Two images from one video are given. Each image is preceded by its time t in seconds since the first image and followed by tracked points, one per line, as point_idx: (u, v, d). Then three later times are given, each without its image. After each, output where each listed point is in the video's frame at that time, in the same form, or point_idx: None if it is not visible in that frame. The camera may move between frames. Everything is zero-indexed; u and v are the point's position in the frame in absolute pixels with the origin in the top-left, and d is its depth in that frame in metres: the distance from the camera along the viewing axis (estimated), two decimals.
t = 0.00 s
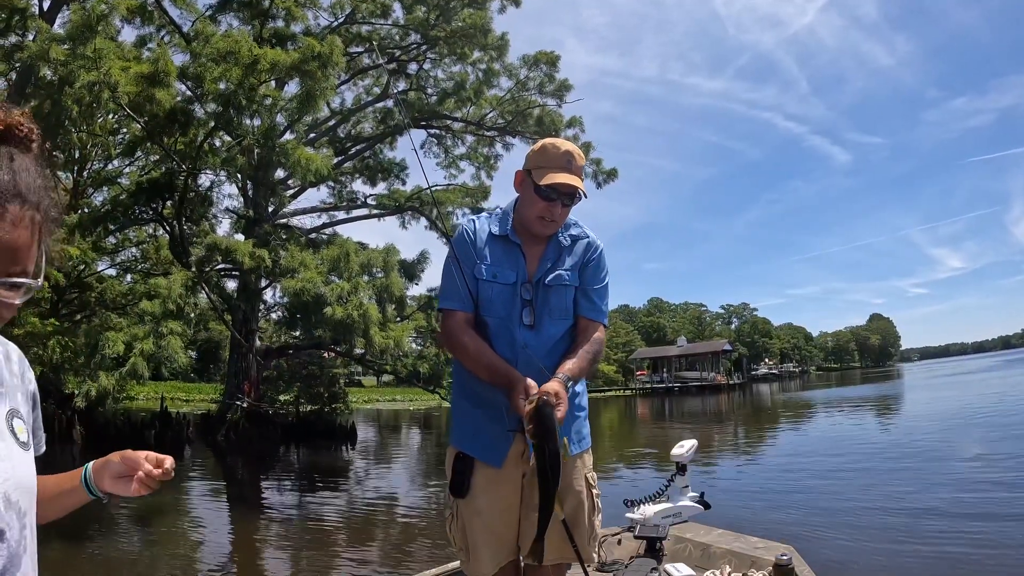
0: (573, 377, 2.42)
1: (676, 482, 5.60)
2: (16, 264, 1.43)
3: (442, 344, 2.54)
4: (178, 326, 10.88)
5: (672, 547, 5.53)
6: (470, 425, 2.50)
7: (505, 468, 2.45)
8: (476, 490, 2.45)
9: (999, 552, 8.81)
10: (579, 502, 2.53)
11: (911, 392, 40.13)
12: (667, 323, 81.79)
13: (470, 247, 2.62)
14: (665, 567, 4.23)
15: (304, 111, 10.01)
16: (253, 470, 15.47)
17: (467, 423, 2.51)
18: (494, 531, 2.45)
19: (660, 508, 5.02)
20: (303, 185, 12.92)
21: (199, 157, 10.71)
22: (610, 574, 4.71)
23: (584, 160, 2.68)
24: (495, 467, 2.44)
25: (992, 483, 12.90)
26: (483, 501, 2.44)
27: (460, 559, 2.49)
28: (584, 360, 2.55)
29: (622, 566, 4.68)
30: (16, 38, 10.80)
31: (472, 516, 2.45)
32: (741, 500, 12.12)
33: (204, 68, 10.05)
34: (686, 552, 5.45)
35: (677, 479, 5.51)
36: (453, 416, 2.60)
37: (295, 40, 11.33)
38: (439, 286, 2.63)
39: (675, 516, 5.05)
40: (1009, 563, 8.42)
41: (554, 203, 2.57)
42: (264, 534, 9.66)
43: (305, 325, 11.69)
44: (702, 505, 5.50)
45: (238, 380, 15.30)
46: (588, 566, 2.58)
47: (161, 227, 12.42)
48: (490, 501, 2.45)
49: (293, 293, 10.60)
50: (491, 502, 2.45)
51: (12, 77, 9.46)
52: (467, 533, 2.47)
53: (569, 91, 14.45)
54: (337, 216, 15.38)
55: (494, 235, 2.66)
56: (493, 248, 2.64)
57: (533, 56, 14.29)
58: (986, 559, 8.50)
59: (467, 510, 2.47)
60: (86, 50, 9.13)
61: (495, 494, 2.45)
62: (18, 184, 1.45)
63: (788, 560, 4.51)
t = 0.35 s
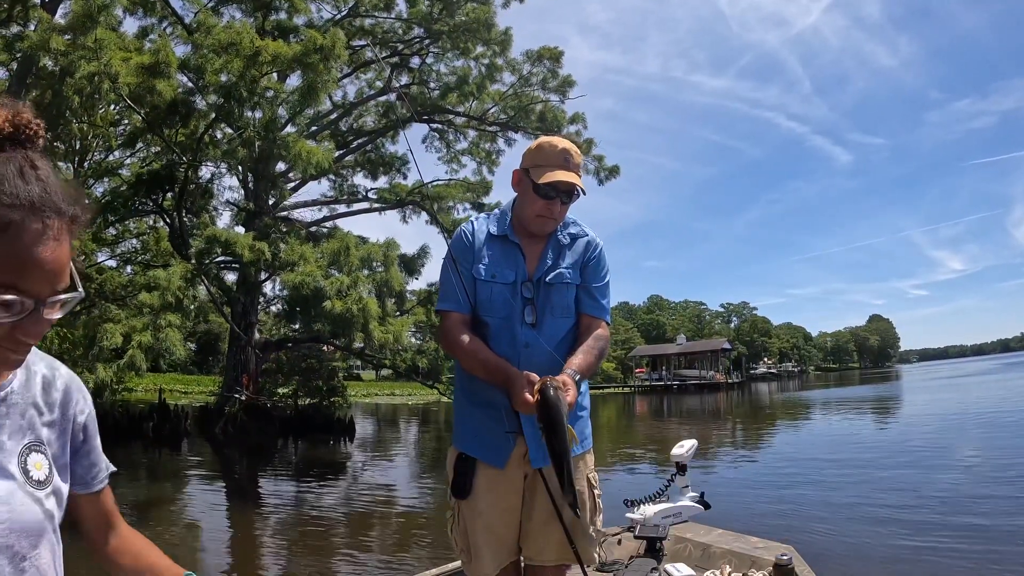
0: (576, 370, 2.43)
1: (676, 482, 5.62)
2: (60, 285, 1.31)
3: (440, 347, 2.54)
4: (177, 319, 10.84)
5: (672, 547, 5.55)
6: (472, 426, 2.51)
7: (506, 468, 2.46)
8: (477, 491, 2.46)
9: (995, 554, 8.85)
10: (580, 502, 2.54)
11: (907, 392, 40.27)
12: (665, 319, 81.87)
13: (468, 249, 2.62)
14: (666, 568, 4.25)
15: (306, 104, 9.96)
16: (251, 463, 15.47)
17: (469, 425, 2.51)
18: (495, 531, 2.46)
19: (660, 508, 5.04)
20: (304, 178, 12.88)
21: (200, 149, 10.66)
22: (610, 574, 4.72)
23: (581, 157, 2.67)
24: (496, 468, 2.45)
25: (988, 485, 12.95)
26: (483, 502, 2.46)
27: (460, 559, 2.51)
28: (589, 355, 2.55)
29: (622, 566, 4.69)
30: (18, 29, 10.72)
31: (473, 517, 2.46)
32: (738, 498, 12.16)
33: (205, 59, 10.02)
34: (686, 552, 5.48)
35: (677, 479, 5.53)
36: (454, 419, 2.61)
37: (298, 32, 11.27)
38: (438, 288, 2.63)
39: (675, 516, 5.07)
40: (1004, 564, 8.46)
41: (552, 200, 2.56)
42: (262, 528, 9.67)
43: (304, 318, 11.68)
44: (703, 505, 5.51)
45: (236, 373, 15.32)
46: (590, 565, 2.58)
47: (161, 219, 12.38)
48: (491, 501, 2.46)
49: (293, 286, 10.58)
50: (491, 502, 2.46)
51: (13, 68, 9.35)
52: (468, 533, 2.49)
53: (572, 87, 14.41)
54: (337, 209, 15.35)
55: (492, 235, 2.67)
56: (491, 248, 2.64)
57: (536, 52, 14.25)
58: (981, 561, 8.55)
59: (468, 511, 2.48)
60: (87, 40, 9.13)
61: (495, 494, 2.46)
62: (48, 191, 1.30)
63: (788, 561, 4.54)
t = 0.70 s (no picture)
0: (566, 355, 2.47)
1: (675, 482, 5.61)
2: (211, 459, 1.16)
3: (429, 347, 2.54)
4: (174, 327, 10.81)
5: (672, 547, 5.54)
6: (464, 426, 2.50)
7: (500, 470, 2.45)
8: (471, 492, 2.45)
9: (996, 551, 8.85)
10: (575, 502, 2.53)
11: (907, 391, 40.28)
12: (664, 322, 81.89)
13: (454, 253, 2.63)
14: (666, 568, 4.23)
15: (299, 109, 10.05)
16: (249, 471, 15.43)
17: (461, 425, 2.50)
18: (490, 532, 2.46)
19: (659, 508, 5.03)
20: (299, 184, 12.89)
21: (194, 156, 10.67)
22: (610, 575, 4.71)
23: (564, 160, 2.69)
24: (490, 468, 2.45)
25: (988, 482, 12.95)
26: (479, 504, 2.45)
27: (455, 562, 2.49)
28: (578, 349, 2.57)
29: (622, 566, 4.67)
30: (12, 38, 10.73)
31: (468, 520, 2.45)
32: (738, 499, 12.14)
33: (199, 66, 10.03)
34: (686, 552, 5.46)
35: (676, 480, 5.53)
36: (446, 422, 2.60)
37: (290, 37, 11.30)
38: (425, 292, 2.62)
39: (674, 516, 5.07)
40: (1005, 561, 8.45)
41: (538, 205, 2.57)
42: (261, 535, 9.63)
43: (301, 325, 11.66)
44: (702, 505, 5.50)
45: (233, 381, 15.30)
46: (586, 565, 2.58)
47: (156, 227, 12.37)
48: (486, 503, 2.45)
49: (288, 292, 10.55)
50: (486, 504, 2.45)
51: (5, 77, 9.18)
52: (463, 536, 2.48)
53: (566, 89, 14.46)
54: (333, 215, 15.35)
55: (478, 240, 2.67)
56: (477, 252, 2.65)
57: (530, 55, 14.29)
58: (982, 558, 8.54)
59: (462, 512, 2.47)
60: (79, 49, 9.15)
61: (490, 496, 2.45)
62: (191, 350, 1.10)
63: (788, 560, 4.53)
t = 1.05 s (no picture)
0: (557, 351, 2.44)
1: (675, 483, 5.60)
2: None
3: (424, 345, 2.48)
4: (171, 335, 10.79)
5: (672, 547, 5.52)
6: (460, 425, 2.49)
7: (497, 468, 2.44)
8: (468, 492, 2.44)
9: (995, 548, 8.83)
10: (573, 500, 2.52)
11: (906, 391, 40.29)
12: (662, 325, 81.88)
13: (449, 255, 2.61)
14: (666, 568, 4.22)
15: (293, 115, 10.02)
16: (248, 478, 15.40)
17: (455, 425, 2.50)
18: (489, 530, 2.44)
19: (659, 508, 5.02)
20: (294, 190, 12.89)
21: (189, 163, 10.68)
22: None
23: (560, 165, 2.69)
24: (488, 468, 2.44)
25: (988, 480, 12.93)
26: (476, 503, 2.44)
27: (454, 562, 2.50)
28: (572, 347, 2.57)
29: (622, 566, 4.66)
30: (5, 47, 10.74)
31: (466, 519, 2.44)
32: (737, 500, 12.13)
33: (192, 72, 10.05)
34: (687, 552, 5.45)
35: (676, 479, 5.52)
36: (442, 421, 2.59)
37: (284, 42, 11.32)
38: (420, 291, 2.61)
39: (674, 516, 5.06)
40: (1004, 559, 8.44)
41: (532, 209, 2.56)
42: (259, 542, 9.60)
43: (297, 331, 11.65)
44: (702, 505, 5.49)
45: (231, 388, 15.27)
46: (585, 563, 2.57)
47: (152, 234, 12.36)
48: (483, 502, 2.44)
49: (283, 298, 10.54)
50: (484, 503, 2.44)
51: None
52: (462, 536, 2.47)
53: (560, 92, 14.49)
54: (329, 221, 15.35)
55: (472, 241, 2.66)
56: (472, 253, 2.64)
57: (523, 58, 14.32)
58: (980, 556, 8.54)
59: (460, 511, 2.47)
60: (73, 56, 9.18)
61: (488, 494, 2.44)
62: None
63: (788, 560, 4.51)
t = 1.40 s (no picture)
0: (558, 354, 2.46)
1: (676, 482, 5.62)
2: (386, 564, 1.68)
3: (427, 339, 2.49)
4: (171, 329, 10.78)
5: (672, 547, 5.54)
6: (461, 424, 2.51)
7: (498, 469, 2.46)
8: (470, 492, 2.46)
9: (991, 549, 8.86)
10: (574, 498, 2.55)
11: (904, 391, 40.30)
12: (661, 322, 81.95)
13: (460, 249, 2.63)
14: (666, 568, 4.24)
15: (294, 109, 9.98)
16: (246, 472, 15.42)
17: (456, 424, 2.51)
18: (490, 530, 2.48)
19: (659, 508, 5.04)
20: (295, 184, 12.87)
21: (189, 156, 10.64)
22: (610, 575, 4.70)
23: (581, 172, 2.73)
24: (490, 467, 2.46)
25: (985, 480, 12.95)
26: (478, 503, 2.46)
27: (455, 562, 2.52)
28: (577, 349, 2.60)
29: (621, 565, 4.68)
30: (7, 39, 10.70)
31: (467, 520, 2.46)
32: (734, 499, 12.16)
33: (193, 65, 10.02)
34: (687, 552, 5.47)
35: (676, 479, 5.53)
36: (443, 418, 2.60)
37: (285, 36, 11.25)
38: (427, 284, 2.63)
39: (675, 516, 5.07)
40: (1000, 559, 8.46)
41: (550, 211, 2.60)
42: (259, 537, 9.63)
43: (297, 325, 11.65)
44: (702, 505, 5.51)
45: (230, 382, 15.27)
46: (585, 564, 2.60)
47: (152, 227, 12.34)
48: (484, 503, 2.46)
49: (282, 293, 10.50)
50: (485, 504, 2.46)
51: None
52: (463, 536, 2.49)
53: (563, 88, 14.45)
54: (330, 215, 15.32)
55: (484, 237, 2.68)
56: (483, 249, 2.66)
57: (526, 54, 14.27)
58: (977, 557, 8.57)
59: (461, 511, 2.48)
60: (73, 49, 9.15)
61: (489, 495, 2.46)
62: (390, 492, 1.64)
63: (788, 560, 4.53)
